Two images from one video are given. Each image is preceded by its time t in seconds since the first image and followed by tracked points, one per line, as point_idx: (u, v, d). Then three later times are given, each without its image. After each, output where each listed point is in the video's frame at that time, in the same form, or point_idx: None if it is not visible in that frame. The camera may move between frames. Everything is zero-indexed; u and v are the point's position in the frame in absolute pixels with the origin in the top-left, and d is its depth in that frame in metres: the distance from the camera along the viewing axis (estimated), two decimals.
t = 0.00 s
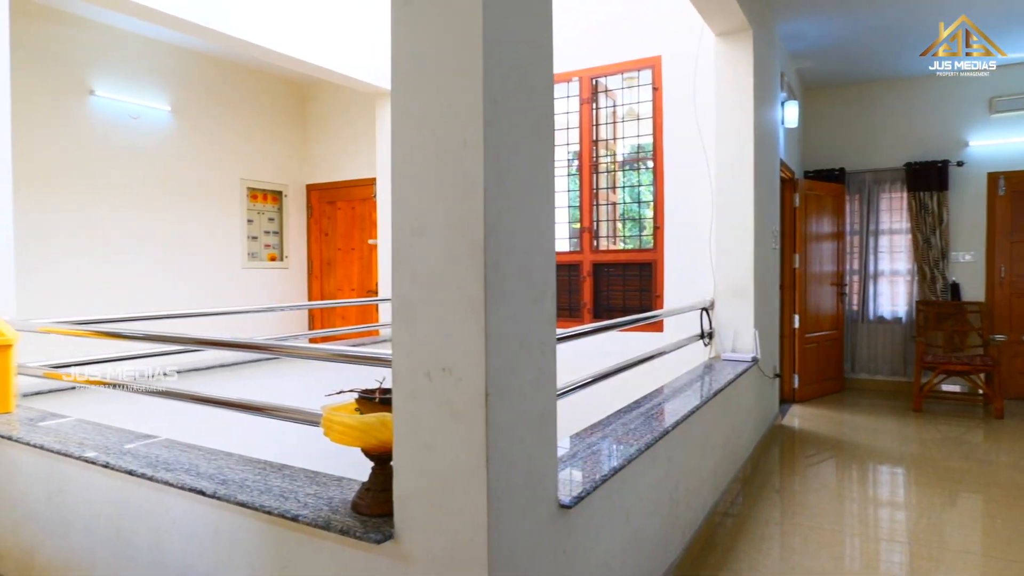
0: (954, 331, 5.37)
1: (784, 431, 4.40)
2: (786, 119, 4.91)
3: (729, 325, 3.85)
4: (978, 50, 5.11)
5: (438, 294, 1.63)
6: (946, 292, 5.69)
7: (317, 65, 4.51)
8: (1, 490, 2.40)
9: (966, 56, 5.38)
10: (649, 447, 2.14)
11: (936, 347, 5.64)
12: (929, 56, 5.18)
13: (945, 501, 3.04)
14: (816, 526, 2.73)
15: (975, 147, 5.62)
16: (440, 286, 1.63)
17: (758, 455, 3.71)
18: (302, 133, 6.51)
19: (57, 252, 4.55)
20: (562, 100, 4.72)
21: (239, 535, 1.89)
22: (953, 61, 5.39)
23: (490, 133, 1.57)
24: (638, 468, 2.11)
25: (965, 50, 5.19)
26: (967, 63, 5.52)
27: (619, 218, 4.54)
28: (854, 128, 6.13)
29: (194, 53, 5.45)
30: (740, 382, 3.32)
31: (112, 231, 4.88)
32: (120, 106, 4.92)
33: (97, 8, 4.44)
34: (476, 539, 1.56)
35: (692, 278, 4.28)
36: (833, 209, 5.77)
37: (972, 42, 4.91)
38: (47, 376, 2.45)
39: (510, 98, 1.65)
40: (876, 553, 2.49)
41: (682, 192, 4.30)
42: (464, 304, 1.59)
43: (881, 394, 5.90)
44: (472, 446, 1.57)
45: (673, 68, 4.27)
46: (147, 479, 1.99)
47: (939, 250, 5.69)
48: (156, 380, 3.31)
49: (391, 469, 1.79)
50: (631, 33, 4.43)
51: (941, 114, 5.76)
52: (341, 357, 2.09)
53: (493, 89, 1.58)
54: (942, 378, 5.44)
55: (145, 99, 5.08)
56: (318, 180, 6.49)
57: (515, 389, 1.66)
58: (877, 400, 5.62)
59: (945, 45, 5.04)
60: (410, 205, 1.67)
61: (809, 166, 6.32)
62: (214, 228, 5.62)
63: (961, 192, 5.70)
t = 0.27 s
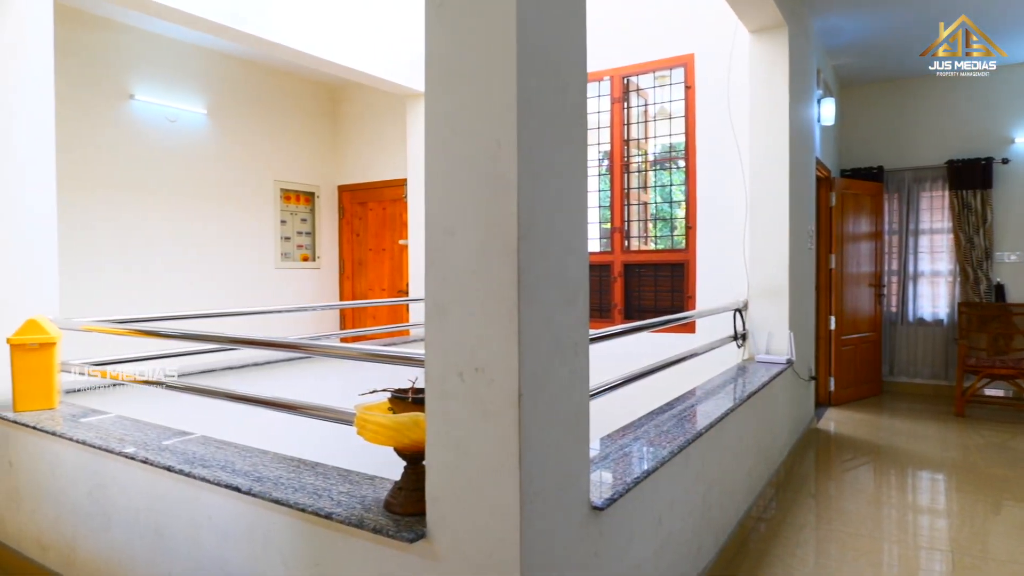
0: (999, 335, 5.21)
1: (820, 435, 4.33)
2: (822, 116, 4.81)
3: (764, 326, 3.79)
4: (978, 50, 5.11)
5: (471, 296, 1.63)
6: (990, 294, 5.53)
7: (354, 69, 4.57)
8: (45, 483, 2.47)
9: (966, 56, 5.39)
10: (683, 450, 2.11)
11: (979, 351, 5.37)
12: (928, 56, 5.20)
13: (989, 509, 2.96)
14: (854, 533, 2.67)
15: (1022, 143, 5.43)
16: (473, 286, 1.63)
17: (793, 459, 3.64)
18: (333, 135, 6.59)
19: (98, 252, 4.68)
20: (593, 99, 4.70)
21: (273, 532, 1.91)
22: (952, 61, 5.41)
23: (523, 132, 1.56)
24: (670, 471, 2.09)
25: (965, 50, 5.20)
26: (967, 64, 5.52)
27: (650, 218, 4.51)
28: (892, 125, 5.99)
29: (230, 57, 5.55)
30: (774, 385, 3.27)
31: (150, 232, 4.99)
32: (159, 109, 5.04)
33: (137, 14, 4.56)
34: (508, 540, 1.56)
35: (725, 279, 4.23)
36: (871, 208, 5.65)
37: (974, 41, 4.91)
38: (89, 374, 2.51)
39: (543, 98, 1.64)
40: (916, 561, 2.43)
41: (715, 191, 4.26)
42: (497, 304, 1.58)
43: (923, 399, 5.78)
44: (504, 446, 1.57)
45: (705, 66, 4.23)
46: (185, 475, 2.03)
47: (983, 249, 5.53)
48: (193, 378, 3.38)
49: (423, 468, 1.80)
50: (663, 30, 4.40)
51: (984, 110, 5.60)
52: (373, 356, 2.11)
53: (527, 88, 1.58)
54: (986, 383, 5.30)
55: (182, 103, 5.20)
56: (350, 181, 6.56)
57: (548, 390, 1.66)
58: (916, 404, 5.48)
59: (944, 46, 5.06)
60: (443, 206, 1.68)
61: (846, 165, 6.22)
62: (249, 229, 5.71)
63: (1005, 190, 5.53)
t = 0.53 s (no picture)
0: None
1: (856, 439, 4.24)
2: (858, 113, 4.72)
3: (799, 328, 3.73)
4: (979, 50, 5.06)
5: (502, 296, 1.63)
6: None
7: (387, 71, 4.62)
8: (84, 479, 2.53)
9: (966, 56, 5.33)
10: (716, 453, 2.09)
11: None
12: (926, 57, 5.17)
13: None
14: (892, 540, 2.61)
15: None
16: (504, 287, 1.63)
17: (827, 463, 3.57)
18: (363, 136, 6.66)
19: (136, 252, 4.79)
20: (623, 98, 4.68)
21: (306, 530, 1.93)
22: (951, 62, 5.37)
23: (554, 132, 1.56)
24: (703, 474, 2.06)
25: (963, 50, 5.16)
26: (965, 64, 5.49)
27: (681, 218, 4.47)
28: (931, 121, 5.85)
29: (264, 60, 5.65)
30: (809, 387, 3.21)
31: (186, 233, 5.10)
32: (194, 113, 5.14)
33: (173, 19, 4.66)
34: (540, 542, 1.55)
35: (758, 279, 4.17)
36: (909, 207, 5.52)
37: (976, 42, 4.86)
38: (127, 371, 2.57)
39: (575, 97, 1.63)
40: (958, 570, 2.36)
41: (748, 190, 4.20)
42: (528, 304, 1.58)
43: (965, 403, 5.64)
44: (535, 447, 1.56)
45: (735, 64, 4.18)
46: (219, 472, 2.06)
47: None
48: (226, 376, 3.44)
49: (454, 468, 1.80)
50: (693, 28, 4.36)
51: None
52: (403, 357, 2.12)
53: (558, 87, 1.57)
54: None
55: (218, 106, 5.30)
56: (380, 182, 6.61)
57: (579, 392, 1.65)
58: (956, 409, 5.34)
59: (943, 46, 5.03)
60: (475, 206, 1.68)
61: (884, 163, 6.08)
62: (281, 229, 5.80)
63: None
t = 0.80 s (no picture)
0: None
1: (892, 443, 4.15)
2: (896, 110, 4.61)
3: (833, 329, 3.66)
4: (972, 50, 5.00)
5: (533, 297, 1.62)
6: None
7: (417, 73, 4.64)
8: (122, 474, 2.59)
9: (966, 56, 5.34)
10: (749, 456, 2.06)
11: None
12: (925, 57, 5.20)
13: None
14: (931, 548, 2.55)
15: None
16: (535, 287, 1.62)
17: (862, 468, 3.50)
18: (392, 137, 6.70)
19: (171, 252, 4.89)
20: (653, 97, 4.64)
21: (337, 528, 1.95)
22: (951, 63, 5.39)
23: (587, 131, 1.54)
24: (736, 478, 2.04)
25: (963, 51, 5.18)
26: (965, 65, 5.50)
27: (712, 218, 4.41)
28: (971, 117, 5.69)
29: (296, 63, 5.73)
30: (844, 390, 3.15)
31: (219, 233, 5.19)
32: (227, 115, 5.23)
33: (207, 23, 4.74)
34: (571, 544, 1.54)
35: (791, 280, 4.11)
36: (949, 206, 5.39)
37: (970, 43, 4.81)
38: (162, 370, 2.62)
39: (608, 97, 1.62)
40: None
41: (781, 189, 4.14)
42: (560, 305, 1.57)
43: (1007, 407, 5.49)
44: (566, 449, 1.56)
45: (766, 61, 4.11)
46: (252, 470, 2.09)
47: None
48: (258, 374, 3.49)
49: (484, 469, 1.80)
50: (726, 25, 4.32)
51: None
52: (433, 357, 2.12)
53: (591, 87, 1.56)
54: None
55: (251, 109, 5.39)
56: (409, 182, 6.65)
57: (611, 393, 1.63)
58: (997, 413, 5.19)
59: (943, 47, 5.06)
60: (507, 207, 1.67)
61: (922, 161, 5.95)
62: (311, 230, 5.87)
63: None
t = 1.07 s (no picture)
0: None
1: (931, 448, 4.04)
2: (936, 105, 4.51)
3: (870, 331, 3.59)
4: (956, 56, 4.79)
5: (565, 297, 1.61)
6: None
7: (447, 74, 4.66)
8: (158, 470, 2.65)
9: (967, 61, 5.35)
10: (784, 460, 2.02)
11: None
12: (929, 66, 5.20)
13: None
14: (975, 557, 2.47)
15: None
16: (567, 287, 1.61)
17: (900, 473, 3.41)
18: (421, 138, 6.75)
19: (205, 253, 4.98)
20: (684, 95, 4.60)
21: (368, 527, 1.96)
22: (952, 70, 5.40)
23: (620, 130, 1.53)
24: (771, 481, 2.00)
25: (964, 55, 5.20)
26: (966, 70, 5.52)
27: (743, 218, 4.36)
28: (1015, 113, 5.53)
29: (328, 66, 5.80)
30: (881, 393, 3.08)
31: (252, 234, 5.27)
32: (260, 117, 5.31)
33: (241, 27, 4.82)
34: (602, 546, 1.53)
35: (827, 281, 4.04)
36: (992, 204, 5.25)
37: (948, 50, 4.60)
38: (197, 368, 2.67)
39: (641, 96, 1.60)
40: None
41: (815, 188, 4.07)
42: (592, 306, 1.56)
43: None
44: (597, 451, 1.54)
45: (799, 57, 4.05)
46: (284, 468, 2.12)
47: None
48: (291, 373, 3.54)
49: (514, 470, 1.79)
50: (758, 22, 4.26)
51: None
52: (462, 357, 2.13)
53: (624, 85, 1.54)
54: None
55: (283, 111, 5.47)
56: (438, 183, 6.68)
57: (643, 395, 1.62)
58: None
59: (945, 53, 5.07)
60: (539, 207, 1.66)
61: (963, 158, 5.80)
62: (340, 231, 5.93)
63: None
